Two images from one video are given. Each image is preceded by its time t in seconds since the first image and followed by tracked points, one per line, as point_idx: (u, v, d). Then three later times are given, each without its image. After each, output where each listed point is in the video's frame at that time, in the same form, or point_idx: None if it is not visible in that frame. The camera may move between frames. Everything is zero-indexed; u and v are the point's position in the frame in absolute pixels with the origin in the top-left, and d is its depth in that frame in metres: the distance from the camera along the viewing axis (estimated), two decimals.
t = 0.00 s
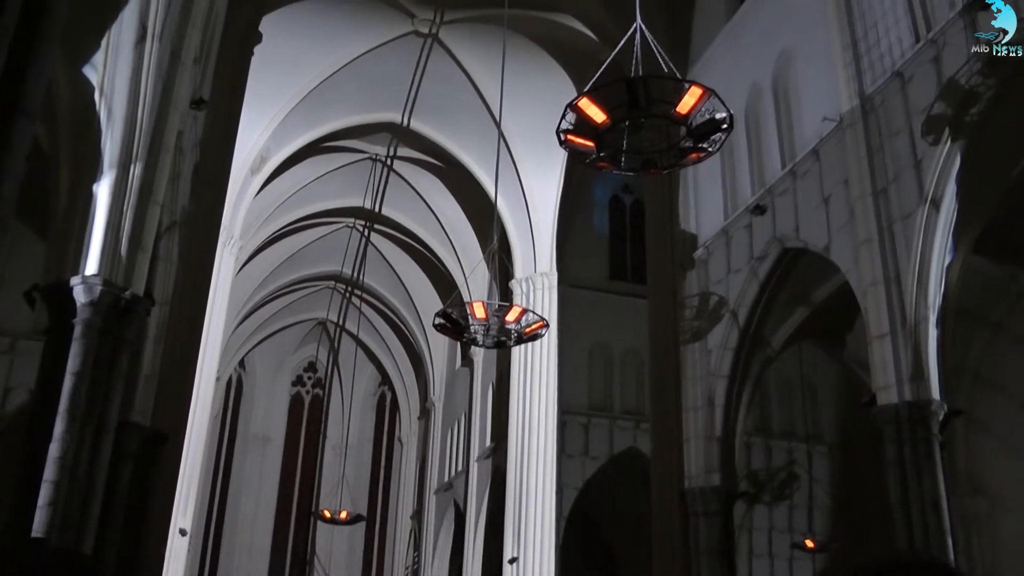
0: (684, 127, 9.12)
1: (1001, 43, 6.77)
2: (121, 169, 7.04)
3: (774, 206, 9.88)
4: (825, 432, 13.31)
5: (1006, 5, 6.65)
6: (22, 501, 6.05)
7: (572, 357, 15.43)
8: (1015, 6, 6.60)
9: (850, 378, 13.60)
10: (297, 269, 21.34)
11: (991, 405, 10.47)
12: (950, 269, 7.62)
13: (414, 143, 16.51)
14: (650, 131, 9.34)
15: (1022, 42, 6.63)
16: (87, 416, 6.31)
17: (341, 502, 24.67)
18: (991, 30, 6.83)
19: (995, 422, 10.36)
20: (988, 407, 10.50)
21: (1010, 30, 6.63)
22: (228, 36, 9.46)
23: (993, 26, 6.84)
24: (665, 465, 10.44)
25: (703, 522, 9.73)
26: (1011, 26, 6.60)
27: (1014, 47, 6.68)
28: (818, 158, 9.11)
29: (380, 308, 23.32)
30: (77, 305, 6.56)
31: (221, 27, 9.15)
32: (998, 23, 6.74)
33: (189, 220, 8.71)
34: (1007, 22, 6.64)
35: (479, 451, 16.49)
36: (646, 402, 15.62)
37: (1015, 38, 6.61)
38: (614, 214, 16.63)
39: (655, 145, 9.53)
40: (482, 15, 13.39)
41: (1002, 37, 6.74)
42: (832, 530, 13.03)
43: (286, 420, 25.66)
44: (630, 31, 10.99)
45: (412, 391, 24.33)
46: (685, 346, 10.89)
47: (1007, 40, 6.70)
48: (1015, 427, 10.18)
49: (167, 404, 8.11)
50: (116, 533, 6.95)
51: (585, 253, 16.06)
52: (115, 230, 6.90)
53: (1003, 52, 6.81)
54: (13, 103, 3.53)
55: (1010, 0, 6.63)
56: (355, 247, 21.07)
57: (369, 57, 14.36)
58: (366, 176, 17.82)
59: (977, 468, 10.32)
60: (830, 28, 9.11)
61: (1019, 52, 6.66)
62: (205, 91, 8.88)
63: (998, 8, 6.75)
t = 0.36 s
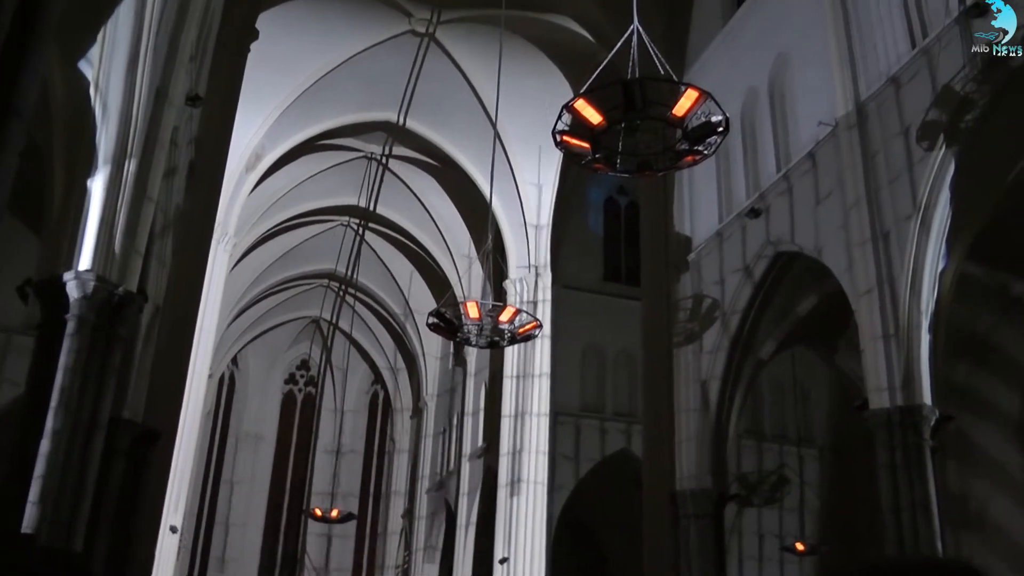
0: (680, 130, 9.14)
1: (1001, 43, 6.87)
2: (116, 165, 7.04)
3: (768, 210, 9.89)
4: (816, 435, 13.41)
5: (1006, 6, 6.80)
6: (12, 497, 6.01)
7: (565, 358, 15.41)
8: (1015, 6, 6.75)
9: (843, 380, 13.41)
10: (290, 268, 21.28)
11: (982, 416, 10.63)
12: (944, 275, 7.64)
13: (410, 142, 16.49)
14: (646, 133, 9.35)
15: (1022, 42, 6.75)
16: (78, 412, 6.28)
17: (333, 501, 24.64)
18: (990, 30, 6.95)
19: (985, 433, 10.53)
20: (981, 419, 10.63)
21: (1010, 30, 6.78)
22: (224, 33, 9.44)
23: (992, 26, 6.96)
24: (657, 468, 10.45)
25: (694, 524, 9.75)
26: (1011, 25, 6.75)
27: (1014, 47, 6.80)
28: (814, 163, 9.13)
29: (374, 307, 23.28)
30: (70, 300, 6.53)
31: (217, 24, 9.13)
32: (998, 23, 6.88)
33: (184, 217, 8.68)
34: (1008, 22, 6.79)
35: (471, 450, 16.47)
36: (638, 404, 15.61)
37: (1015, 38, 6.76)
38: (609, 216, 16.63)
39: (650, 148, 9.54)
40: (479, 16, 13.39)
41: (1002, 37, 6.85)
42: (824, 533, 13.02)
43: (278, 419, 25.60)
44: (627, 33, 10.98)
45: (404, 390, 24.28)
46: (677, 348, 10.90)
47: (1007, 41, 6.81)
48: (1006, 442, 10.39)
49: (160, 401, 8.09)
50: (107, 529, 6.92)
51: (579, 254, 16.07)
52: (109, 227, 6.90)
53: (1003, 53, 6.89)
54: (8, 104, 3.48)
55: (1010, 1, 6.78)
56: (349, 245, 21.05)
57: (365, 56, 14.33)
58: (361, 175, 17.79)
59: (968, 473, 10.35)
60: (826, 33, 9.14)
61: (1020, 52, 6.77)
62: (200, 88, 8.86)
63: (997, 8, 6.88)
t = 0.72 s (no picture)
0: (671, 134, 9.17)
1: (1001, 43, 6.89)
2: (106, 157, 7.00)
3: (757, 217, 9.92)
4: (800, 439, 13.36)
5: (1006, 6, 6.90)
6: None
7: (552, 360, 15.40)
8: (1015, 6, 6.84)
9: (829, 391, 13.32)
10: (277, 266, 21.04)
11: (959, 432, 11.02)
12: (930, 286, 7.69)
13: (400, 141, 16.39)
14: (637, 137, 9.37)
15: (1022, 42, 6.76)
16: (64, 404, 6.24)
17: (316, 498, 24.56)
18: (990, 30, 6.98)
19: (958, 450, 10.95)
20: (956, 437, 11.03)
21: (1010, 29, 6.83)
22: (217, 27, 9.40)
23: (993, 26, 6.98)
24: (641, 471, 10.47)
25: (677, 528, 9.79)
26: (1011, 25, 6.81)
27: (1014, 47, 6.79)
28: (803, 171, 9.18)
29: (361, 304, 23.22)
30: (57, 291, 6.49)
31: (210, 19, 9.09)
32: (998, 24, 6.93)
33: (173, 211, 8.63)
34: (1008, 22, 6.86)
35: (455, 450, 16.43)
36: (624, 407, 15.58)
37: (1015, 38, 6.78)
38: (598, 220, 16.67)
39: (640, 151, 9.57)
40: (473, 16, 13.42)
41: (1002, 37, 6.88)
42: (806, 538, 12.99)
43: (262, 416, 25.40)
44: (620, 37, 10.99)
45: (390, 387, 24.49)
46: (663, 352, 10.94)
47: (1007, 41, 6.85)
48: (984, 461, 10.72)
49: (144, 394, 8.03)
50: (89, 523, 6.88)
51: (567, 257, 16.12)
52: (97, 218, 6.85)
53: (1003, 53, 6.88)
54: None
55: (1011, 1, 6.87)
56: (338, 242, 20.97)
57: (359, 52, 14.34)
58: (350, 172, 17.81)
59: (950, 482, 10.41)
60: (817, 43, 9.21)
61: (1020, 51, 6.77)
62: (192, 82, 8.82)
63: (998, 8, 6.95)
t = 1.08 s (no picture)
0: (659, 137, 9.26)
1: (1000, 43, 6.79)
2: (92, 150, 6.92)
3: (743, 221, 9.97)
4: (783, 444, 13.36)
5: (1007, 6, 6.76)
6: None
7: (535, 361, 15.39)
8: (1015, 7, 6.70)
9: (812, 395, 13.48)
10: (262, 260, 21.06)
11: (938, 434, 11.82)
12: (914, 293, 7.76)
13: (389, 139, 16.38)
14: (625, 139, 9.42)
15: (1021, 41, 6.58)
16: (45, 397, 6.18)
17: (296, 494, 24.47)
18: (989, 30, 6.90)
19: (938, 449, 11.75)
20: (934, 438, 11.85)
21: (1010, 29, 6.68)
22: (205, 20, 9.32)
23: (992, 26, 6.90)
24: (623, 473, 10.50)
25: (658, 530, 9.84)
26: (1011, 25, 6.67)
27: (1014, 47, 6.63)
28: (789, 177, 9.23)
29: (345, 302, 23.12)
30: (41, 284, 6.44)
31: (199, 12, 9.02)
32: (998, 24, 6.84)
33: (158, 205, 8.58)
34: (1008, 22, 6.74)
35: (437, 449, 16.40)
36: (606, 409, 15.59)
37: (1015, 37, 6.61)
38: (584, 221, 16.71)
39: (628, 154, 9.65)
40: (462, 15, 13.43)
41: (1002, 37, 6.79)
42: (786, 544, 13.20)
43: (244, 412, 25.27)
44: (610, 39, 10.97)
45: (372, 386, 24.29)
46: (647, 355, 10.99)
47: (1007, 40, 6.72)
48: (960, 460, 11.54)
49: (127, 388, 7.98)
50: (69, 517, 6.83)
51: (552, 257, 16.14)
52: (82, 211, 6.78)
53: (1003, 53, 6.76)
54: None
55: (1011, 2, 6.73)
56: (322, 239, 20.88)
57: (347, 50, 14.28)
58: (337, 169, 17.68)
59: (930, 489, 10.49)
60: (806, 50, 9.25)
61: (1019, 52, 6.61)
62: (179, 75, 8.75)
63: (997, 8, 6.84)
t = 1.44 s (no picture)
0: (640, 140, 9.38)
1: (1001, 43, 6.64)
2: (70, 137, 6.81)
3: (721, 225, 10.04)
4: (756, 449, 13.48)
5: (1007, 5, 6.58)
6: None
7: (512, 360, 15.39)
8: (1015, 7, 6.50)
9: (785, 399, 13.60)
10: (240, 253, 20.91)
11: (916, 438, 12.52)
12: (889, 301, 7.87)
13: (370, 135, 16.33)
14: (607, 142, 9.44)
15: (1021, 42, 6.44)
16: (16, 388, 6.07)
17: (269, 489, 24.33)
18: (991, 30, 6.74)
19: (914, 450, 12.51)
20: (911, 440, 12.56)
21: (1010, 29, 6.48)
22: (187, 10, 9.23)
23: (993, 26, 6.75)
24: (597, 473, 10.54)
25: (630, 531, 9.91)
26: (1011, 25, 6.47)
27: (1014, 47, 6.50)
28: (768, 183, 9.31)
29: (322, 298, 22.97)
30: (15, 272, 6.32)
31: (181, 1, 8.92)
32: (998, 23, 6.65)
33: (136, 195, 8.47)
34: (1008, 21, 6.52)
35: (411, 447, 16.35)
36: (581, 409, 15.64)
37: (1015, 38, 6.44)
38: (563, 222, 16.77)
39: (609, 156, 9.73)
40: (446, 13, 13.37)
41: (1002, 37, 6.61)
42: (757, 544, 13.27)
43: (218, 406, 25.05)
44: (595, 40, 10.95)
45: (347, 383, 24.10)
46: (623, 357, 11.05)
47: (1007, 41, 6.56)
48: (933, 461, 12.25)
49: (101, 379, 7.89)
50: (39, 510, 6.73)
51: (531, 257, 16.15)
52: (59, 199, 6.68)
53: (1003, 53, 6.64)
54: None
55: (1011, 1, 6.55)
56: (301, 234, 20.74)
57: (331, 45, 14.20)
58: (318, 164, 17.53)
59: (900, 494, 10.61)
60: (789, 57, 9.34)
61: (1019, 52, 6.48)
62: (160, 65, 8.66)
63: (998, 8, 6.68)
